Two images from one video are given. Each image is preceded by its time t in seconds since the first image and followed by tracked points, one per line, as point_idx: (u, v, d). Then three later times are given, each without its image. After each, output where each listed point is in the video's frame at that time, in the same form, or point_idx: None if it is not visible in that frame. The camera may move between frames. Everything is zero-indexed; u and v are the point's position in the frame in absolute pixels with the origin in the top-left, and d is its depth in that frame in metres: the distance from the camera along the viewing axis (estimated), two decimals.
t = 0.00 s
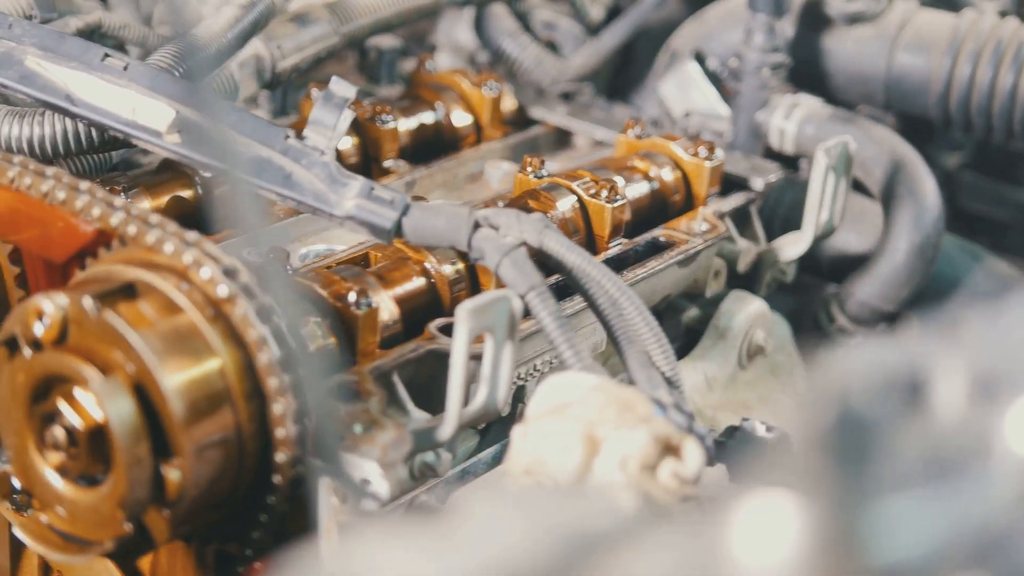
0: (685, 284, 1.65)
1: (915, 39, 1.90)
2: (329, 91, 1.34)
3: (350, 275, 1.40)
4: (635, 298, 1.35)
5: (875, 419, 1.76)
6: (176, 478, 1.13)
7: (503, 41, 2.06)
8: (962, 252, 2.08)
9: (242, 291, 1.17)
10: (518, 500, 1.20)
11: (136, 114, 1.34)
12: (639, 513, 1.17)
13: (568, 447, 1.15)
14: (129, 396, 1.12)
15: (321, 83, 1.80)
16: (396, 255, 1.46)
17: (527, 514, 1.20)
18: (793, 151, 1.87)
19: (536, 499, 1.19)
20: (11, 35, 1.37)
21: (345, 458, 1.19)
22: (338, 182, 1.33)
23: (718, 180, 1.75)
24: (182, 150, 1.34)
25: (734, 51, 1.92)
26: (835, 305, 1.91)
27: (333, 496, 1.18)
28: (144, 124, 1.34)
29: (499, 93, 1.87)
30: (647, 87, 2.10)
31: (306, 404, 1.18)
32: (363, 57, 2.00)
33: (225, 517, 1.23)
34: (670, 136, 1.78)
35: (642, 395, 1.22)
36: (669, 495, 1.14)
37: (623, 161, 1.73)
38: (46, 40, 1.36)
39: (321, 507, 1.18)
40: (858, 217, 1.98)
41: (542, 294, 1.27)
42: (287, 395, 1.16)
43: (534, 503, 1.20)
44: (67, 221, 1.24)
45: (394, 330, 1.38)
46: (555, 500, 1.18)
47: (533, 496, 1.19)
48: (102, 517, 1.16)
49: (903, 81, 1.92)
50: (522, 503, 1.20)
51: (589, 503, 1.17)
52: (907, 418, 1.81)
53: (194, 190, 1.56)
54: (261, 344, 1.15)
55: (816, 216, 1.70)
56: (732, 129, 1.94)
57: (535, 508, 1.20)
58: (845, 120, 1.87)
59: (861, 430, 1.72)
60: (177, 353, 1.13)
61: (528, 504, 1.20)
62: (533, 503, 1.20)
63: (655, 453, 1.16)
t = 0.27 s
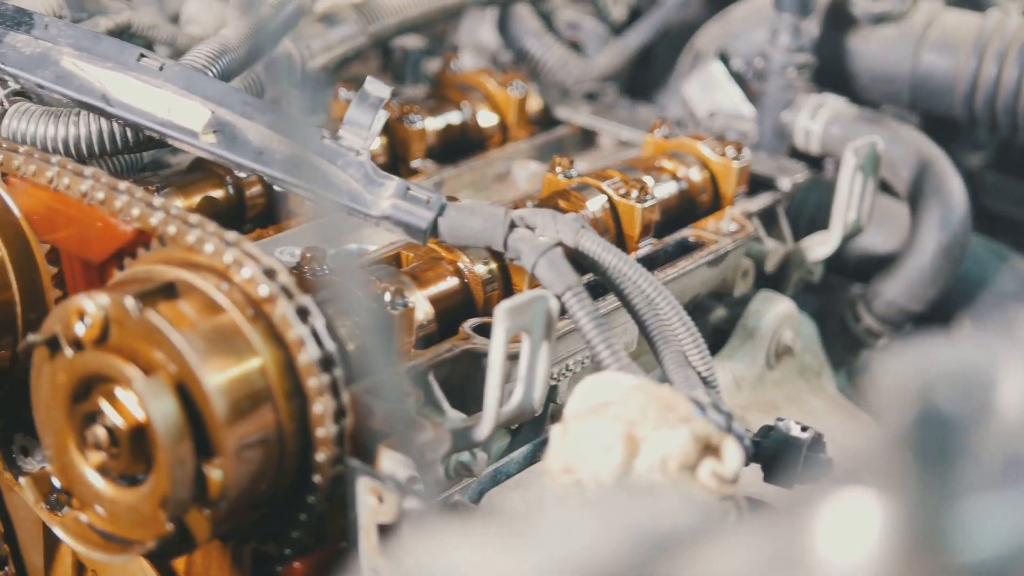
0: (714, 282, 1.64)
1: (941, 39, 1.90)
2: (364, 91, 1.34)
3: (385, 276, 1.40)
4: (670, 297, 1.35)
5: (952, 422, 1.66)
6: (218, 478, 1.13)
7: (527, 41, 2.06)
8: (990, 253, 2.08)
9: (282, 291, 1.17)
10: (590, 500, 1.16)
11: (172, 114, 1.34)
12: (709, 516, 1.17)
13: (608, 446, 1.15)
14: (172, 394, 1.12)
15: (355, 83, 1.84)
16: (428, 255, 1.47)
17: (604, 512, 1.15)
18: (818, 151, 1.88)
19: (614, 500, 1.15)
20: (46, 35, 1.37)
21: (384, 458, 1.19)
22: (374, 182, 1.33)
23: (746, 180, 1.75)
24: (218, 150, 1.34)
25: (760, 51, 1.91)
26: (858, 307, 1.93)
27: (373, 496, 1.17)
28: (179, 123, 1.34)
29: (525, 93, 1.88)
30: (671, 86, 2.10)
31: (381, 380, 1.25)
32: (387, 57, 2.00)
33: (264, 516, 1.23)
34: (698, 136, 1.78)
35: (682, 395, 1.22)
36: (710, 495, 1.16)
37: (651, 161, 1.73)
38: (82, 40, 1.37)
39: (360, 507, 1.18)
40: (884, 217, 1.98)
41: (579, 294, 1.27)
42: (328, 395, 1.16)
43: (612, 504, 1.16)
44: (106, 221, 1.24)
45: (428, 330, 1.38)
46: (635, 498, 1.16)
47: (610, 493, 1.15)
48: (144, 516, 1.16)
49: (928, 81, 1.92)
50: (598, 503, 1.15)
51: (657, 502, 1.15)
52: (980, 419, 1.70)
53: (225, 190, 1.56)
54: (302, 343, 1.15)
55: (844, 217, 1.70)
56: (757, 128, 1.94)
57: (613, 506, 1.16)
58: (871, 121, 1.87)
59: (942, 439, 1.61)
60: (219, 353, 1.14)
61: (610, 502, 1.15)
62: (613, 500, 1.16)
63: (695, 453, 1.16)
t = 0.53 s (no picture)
0: (739, 285, 1.65)
1: (962, 40, 1.90)
2: (394, 93, 1.35)
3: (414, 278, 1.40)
4: (701, 298, 1.35)
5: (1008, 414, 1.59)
6: (254, 478, 1.13)
7: (548, 42, 2.06)
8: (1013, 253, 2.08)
9: (318, 291, 1.17)
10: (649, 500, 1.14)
11: (203, 115, 1.34)
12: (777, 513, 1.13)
13: (641, 446, 1.15)
14: (209, 394, 1.12)
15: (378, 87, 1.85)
16: (457, 257, 1.47)
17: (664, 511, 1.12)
18: (840, 152, 1.87)
19: (674, 499, 1.13)
20: (77, 37, 1.37)
21: (418, 459, 1.19)
22: (405, 183, 1.32)
23: (770, 181, 1.75)
24: (249, 151, 1.33)
25: (782, 52, 1.91)
26: (882, 308, 1.95)
27: (408, 496, 1.17)
28: (211, 125, 1.34)
29: (548, 95, 1.88)
30: (691, 87, 2.10)
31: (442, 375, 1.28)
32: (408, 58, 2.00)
33: (298, 517, 1.23)
34: (721, 137, 1.78)
35: (716, 396, 1.22)
36: (744, 495, 1.16)
37: (675, 163, 1.74)
38: (114, 42, 1.37)
39: (394, 508, 1.18)
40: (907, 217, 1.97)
41: (610, 295, 1.28)
42: (364, 396, 1.16)
43: (674, 503, 1.13)
44: (140, 222, 1.24)
45: (459, 331, 1.38)
46: (693, 493, 1.14)
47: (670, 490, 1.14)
48: (179, 516, 1.16)
49: (950, 82, 1.92)
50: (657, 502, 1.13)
51: (721, 501, 1.14)
52: None
53: (252, 191, 1.57)
54: (338, 343, 1.16)
55: (868, 218, 1.70)
56: (779, 130, 1.94)
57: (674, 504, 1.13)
58: (894, 122, 1.87)
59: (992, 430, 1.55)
60: (256, 354, 1.14)
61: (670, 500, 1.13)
62: (674, 497, 1.13)
63: (730, 453, 1.16)
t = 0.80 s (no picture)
0: (762, 283, 1.64)
1: (982, 38, 1.90)
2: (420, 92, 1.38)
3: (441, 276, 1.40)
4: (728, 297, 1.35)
5: None
6: (286, 476, 1.14)
7: (566, 40, 2.06)
8: None
9: (349, 289, 1.18)
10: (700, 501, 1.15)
11: (230, 114, 1.34)
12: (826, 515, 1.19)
13: (671, 444, 1.15)
14: (241, 391, 1.13)
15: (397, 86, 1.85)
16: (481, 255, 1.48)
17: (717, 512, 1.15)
18: (861, 151, 1.88)
19: (727, 497, 1.15)
20: (105, 35, 1.37)
21: (448, 457, 1.19)
22: (432, 181, 1.32)
23: (791, 179, 1.75)
24: (277, 149, 1.34)
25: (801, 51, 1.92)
26: (902, 308, 1.97)
27: (439, 493, 1.17)
28: (238, 123, 1.34)
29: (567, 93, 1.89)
30: (708, 86, 2.11)
31: (493, 359, 1.34)
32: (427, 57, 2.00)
33: (328, 515, 1.23)
34: (742, 136, 1.78)
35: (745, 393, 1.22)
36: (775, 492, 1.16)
37: (696, 161, 1.74)
38: (142, 41, 1.37)
39: (424, 504, 1.18)
40: (926, 215, 1.98)
41: (639, 293, 1.28)
42: (394, 394, 1.16)
43: (727, 502, 1.15)
44: (170, 220, 1.25)
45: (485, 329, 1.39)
46: (745, 492, 1.16)
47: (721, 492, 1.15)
48: (211, 514, 1.16)
49: (969, 81, 1.92)
50: (710, 502, 1.15)
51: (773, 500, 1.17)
52: None
53: (277, 189, 1.57)
54: (369, 341, 1.16)
55: (890, 217, 1.70)
56: (798, 128, 1.94)
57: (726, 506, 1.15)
58: (914, 121, 1.87)
59: None
60: (288, 351, 1.14)
61: (719, 501, 1.15)
62: (725, 498, 1.15)
63: (761, 451, 1.16)
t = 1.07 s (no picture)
0: (777, 283, 1.64)
1: (996, 38, 1.90)
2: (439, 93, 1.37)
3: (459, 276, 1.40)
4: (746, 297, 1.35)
5: None
6: (308, 476, 1.13)
7: (579, 40, 2.06)
8: None
9: (370, 289, 1.18)
10: (733, 500, 1.15)
11: (249, 114, 1.34)
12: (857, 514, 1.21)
13: (693, 444, 1.15)
14: (263, 391, 1.13)
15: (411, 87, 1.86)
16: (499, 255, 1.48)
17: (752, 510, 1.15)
18: (873, 151, 1.88)
19: (760, 495, 1.15)
20: (124, 36, 1.37)
21: (468, 456, 1.18)
22: (450, 181, 1.32)
23: (806, 179, 1.75)
24: (296, 149, 1.34)
25: (815, 50, 1.91)
26: (916, 308, 1.99)
27: (460, 493, 1.17)
28: (257, 124, 1.34)
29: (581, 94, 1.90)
30: (720, 86, 2.11)
31: (529, 356, 1.36)
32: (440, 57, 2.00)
33: (349, 515, 1.23)
34: (756, 136, 1.78)
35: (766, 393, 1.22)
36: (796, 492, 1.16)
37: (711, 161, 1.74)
38: (161, 41, 1.37)
39: (446, 504, 1.18)
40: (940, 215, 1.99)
41: (658, 293, 1.28)
42: (415, 394, 1.16)
43: (760, 499, 1.15)
44: (191, 220, 1.25)
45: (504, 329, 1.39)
46: (778, 491, 1.15)
47: (756, 488, 1.15)
48: (232, 513, 1.16)
49: (983, 81, 1.92)
50: (744, 501, 1.15)
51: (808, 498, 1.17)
52: None
53: (293, 189, 1.58)
54: (390, 341, 1.16)
55: (905, 217, 1.71)
56: (811, 128, 1.94)
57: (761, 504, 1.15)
58: (928, 121, 1.87)
59: None
60: (310, 351, 1.14)
61: (753, 498, 1.15)
62: (759, 495, 1.15)
63: (782, 451, 1.16)
